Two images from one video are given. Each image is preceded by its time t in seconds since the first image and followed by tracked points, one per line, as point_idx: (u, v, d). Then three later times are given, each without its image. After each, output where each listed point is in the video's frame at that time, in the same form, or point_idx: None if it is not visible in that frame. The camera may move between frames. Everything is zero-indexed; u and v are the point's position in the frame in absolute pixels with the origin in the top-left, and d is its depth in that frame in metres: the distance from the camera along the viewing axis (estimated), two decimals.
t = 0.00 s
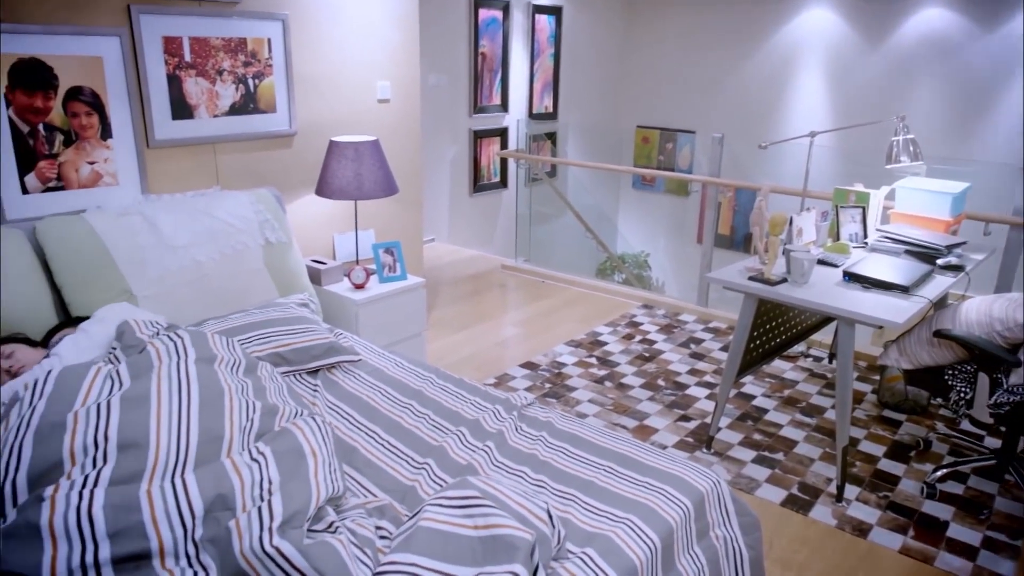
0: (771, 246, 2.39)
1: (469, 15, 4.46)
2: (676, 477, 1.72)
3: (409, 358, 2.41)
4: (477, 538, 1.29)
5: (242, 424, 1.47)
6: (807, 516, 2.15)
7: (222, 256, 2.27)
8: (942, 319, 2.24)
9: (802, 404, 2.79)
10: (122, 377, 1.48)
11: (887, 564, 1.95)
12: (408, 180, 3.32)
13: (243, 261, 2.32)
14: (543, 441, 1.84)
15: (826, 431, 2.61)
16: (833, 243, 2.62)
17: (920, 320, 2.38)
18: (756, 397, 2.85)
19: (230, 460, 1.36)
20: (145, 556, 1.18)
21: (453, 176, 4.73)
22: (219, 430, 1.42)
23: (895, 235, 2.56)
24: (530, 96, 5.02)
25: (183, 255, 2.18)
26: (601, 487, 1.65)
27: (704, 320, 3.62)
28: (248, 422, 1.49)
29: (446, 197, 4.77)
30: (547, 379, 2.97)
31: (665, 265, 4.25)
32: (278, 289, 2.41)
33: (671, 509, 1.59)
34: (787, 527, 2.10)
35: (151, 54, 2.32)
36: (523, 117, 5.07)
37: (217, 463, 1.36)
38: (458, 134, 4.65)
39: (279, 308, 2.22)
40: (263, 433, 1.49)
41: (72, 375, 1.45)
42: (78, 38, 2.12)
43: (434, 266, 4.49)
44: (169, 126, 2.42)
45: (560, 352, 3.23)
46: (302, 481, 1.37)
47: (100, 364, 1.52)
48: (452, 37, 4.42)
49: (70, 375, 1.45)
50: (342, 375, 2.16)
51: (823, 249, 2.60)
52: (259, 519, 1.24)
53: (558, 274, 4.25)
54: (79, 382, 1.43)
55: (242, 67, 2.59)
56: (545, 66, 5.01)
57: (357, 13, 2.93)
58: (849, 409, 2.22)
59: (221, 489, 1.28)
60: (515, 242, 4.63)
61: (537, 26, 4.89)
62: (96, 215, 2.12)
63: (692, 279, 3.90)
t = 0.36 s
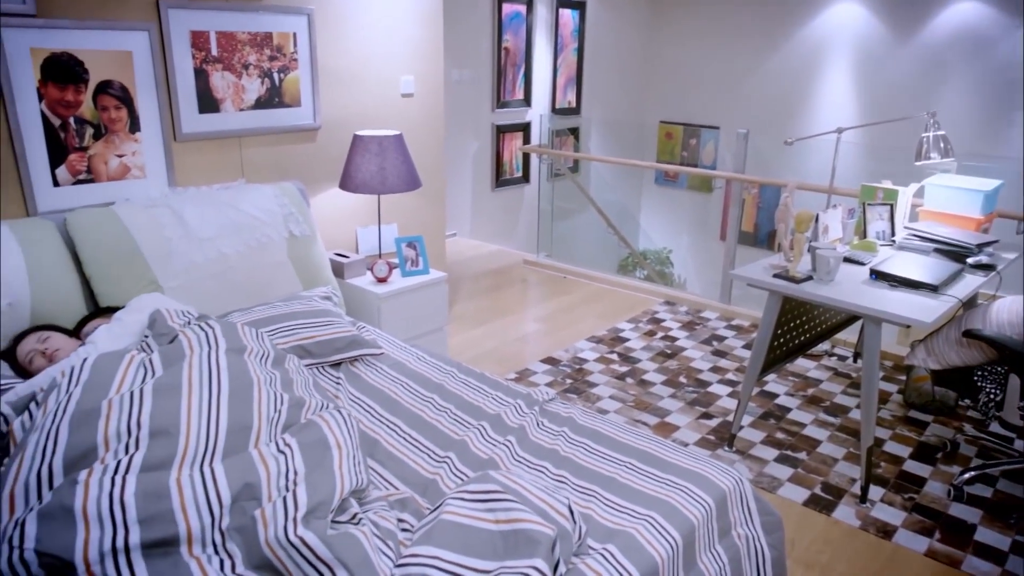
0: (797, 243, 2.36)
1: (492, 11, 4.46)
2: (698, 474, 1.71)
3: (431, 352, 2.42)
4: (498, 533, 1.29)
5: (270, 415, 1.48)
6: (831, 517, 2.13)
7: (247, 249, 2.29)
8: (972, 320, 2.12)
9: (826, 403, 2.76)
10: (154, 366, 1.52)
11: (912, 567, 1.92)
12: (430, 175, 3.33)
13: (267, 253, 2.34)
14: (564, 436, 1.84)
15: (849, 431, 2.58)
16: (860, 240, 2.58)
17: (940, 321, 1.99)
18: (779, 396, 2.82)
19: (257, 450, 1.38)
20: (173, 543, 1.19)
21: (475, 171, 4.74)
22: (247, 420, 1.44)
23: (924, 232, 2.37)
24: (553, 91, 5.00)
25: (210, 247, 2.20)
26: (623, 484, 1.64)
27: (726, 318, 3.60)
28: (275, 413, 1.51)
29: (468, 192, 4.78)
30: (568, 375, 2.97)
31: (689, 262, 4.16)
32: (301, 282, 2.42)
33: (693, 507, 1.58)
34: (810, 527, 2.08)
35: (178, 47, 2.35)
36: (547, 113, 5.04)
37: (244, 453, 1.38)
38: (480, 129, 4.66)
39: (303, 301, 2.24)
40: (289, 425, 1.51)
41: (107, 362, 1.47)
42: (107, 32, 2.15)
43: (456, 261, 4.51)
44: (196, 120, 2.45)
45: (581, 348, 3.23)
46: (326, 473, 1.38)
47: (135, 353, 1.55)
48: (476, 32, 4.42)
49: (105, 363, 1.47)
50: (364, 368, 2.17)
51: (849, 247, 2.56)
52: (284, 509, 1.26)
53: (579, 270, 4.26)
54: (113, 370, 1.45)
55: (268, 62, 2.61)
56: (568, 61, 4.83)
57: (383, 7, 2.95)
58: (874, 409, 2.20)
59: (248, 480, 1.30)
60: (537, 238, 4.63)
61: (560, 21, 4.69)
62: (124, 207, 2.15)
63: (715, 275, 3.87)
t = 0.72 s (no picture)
0: (820, 240, 2.34)
1: (513, 4, 4.42)
2: (718, 471, 1.69)
3: (451, 346, 2.42)
4: (517, 527, 1.29)
5: (294, 407, 1.49)
6: (852, 517, 2.11)
7: (269, 241, 2.30)
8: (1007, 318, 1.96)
9: (847, 401, 2.74)
10: (184, 354, 1.54)
11: (936, 568, 1.90)
12: (452, 169, 3.34)
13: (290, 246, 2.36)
14: (584, 432, 1.83)
15: (872, 431, 2.55)
16: (885, 238, 2.55)
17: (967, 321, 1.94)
18: (800, 394, 2.80)
19: (279, 445, 1.39)
20: (196, 532, 1.19)
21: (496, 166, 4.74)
22: (271, 411, 1.45)
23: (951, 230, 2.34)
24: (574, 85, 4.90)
25: (233, 240, 2.21)
26: (642, 480, 1.63)
27: (747, 315, 3.57)
28: (301, 405, 1.52)
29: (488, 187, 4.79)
30: (588, 370, 2.96)
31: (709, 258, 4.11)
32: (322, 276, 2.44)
33: (713, 504, 1.57)
34: (831, 527, 2.07)
35: (203, 41, 2.37)
36: (568, 107, 4.99)
37: (268, 445, 1.39)
38: (501, 123, 4.65)
39: (324, 295, 2.26)
40: (313, 417, 1.52)
41: (137, 350, 1.48)
42: (133, 27, 2.18)
43: (476, 256, 4.52)
44: (220, 113, 2.47)
45: (601, 344, 3.22)
46: (347, 465, 1.39)
47: (165, 341, 1.57)
48: (497, 26, 4.42)
49: (137, 350, 1.48)
50: (384, 361, 2.18)
51: (873, 244, 2.54)
52: (305, 500, 1.27)
53: (600, 265, 4.25)
54: (144, 357, 1.46)
55: (292, 55, 2.63)
56: (589, 54, 4.70)
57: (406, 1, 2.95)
58: (898, 408, 2.17)
59: (272, 470, 1.31)
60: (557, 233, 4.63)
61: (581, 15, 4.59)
62: (150, 199, 2.18)
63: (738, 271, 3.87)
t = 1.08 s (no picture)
0: (839, 237, 2.32)
1: None
2: (732, 468, 1.69)
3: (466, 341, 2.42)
4: (531, 522, 1.29)
5: (317, 404, 1.53)
6: (868, 516, 2.10)
7: (286, 234, 2.31)
8: None
9: (864, 400, 2.71)
10: (214, 343, 1.58)
11: (953, 569, 1.88)
12: (467, 163, 3.33)
13: (306, 239, 2.37)
14: (598, 427, 1.83)
15: (889, 429, 2.53)
16: (904, 235, 2.47)
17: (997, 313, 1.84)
18: (816, 391, 2.78)
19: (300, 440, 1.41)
20: (222, 522, 1.17)
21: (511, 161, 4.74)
22: (295, 403, 1.49)
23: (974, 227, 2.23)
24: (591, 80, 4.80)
25: (250, 233, 2.23)
26: (656, 476, 1.63)
27: (763, 311, 3.55)
28: (325, 402, 1.56)
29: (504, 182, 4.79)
30: (602, 366, 2.96)
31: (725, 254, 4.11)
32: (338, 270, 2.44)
33: (728, 501, 1.56)
34: (846, 525, 2.05)
35: (221, 35, 2.39)
36: (584, 102, 4.94)
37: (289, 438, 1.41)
38: (516, 118, 4.65)
39: (340, 288, 2.26)
40: (333, 412, 1.55)
41: (169, 339, 1.53)
42: (152, 21, 2.20)
43: (490, 251, 4.53)
44: (238, 107, 2.49)
45: (615, 339, 3.21)
46: (366, 458, 1.41)
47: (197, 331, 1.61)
48: (512, 20, 4.41)
49: (168, 339, 1.53)
50: (399, 355, 2.18)
51: (892, 241, 2.46)
52: (325, 493, 1.28)
53: (615, 261, 4.25)
54: (177, 346, 1.52)
55: (308, 49, 2.63)
56: (607, 49, 4.61)
57: None
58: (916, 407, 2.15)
59: (294, 464, 1.32)
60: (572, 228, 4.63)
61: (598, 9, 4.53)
62: (168, 192, 2.20)
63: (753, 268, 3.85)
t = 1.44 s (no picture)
0: (857, 236, 2.30)
1: None
2: (749, 468, 1.68)
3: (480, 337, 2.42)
4: (548, 513, 1.29)
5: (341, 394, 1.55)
6: (883, 517, 2.08)
7: (302, 229, 2.32)
8: None
9: (881, 400, 2.69)
10: (244, 334, 1.60)
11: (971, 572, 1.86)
12: (483, 160, 3.33)
13: (322, 235, 2.38)
14: (613, 425, 1.83)
15: (905, 430, 2.50)
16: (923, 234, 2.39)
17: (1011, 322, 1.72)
18: (832, 391, 2.76)
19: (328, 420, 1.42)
20: (259, 506, 1.19)
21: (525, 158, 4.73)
22: (321, 397, 1.53)
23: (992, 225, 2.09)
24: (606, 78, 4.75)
25: (266, 228, 2.24)
26: (672, 475, 1.62)
27: (778, 310, 3.53)
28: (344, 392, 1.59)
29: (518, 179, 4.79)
30: (616, 364, 2.95)
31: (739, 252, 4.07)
32: (353, 266, 2.45)
33: (743, 501, 1.55)
34: (862, 526, 2.04)
35: (239, 31, 2.40)
36: (600, 99, 4.91)
37: (316, 422, 1.45)
38: (531, 115, 4.64)
39: (355, 285, 2.27)
40: (354, 397, 1.57)
41: (199, 330, 1.56)
42: (170, 17, 2.22)
43: (504, 248, 4.53)
44: (255, 103, 2.50)
45: (629, 337, 3.21)
46: (392, 438, 1.42)
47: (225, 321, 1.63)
48: (528, 17, 4.40)
49: (198, 330, 1.56)
50: (414, 351, 2.19)
51: (911, 240, 2.38)
52: (355, 475, 1.30)
53: (630, 259, 4.25)
54: (207, 334, 1.55)
55: (325, 46, 2.64)
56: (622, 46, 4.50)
57: None
58: (935, 408, 2.13)
59: (329, 448, 1.32)
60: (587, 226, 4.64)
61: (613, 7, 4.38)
62: (186, 188, 2.22)
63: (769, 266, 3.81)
